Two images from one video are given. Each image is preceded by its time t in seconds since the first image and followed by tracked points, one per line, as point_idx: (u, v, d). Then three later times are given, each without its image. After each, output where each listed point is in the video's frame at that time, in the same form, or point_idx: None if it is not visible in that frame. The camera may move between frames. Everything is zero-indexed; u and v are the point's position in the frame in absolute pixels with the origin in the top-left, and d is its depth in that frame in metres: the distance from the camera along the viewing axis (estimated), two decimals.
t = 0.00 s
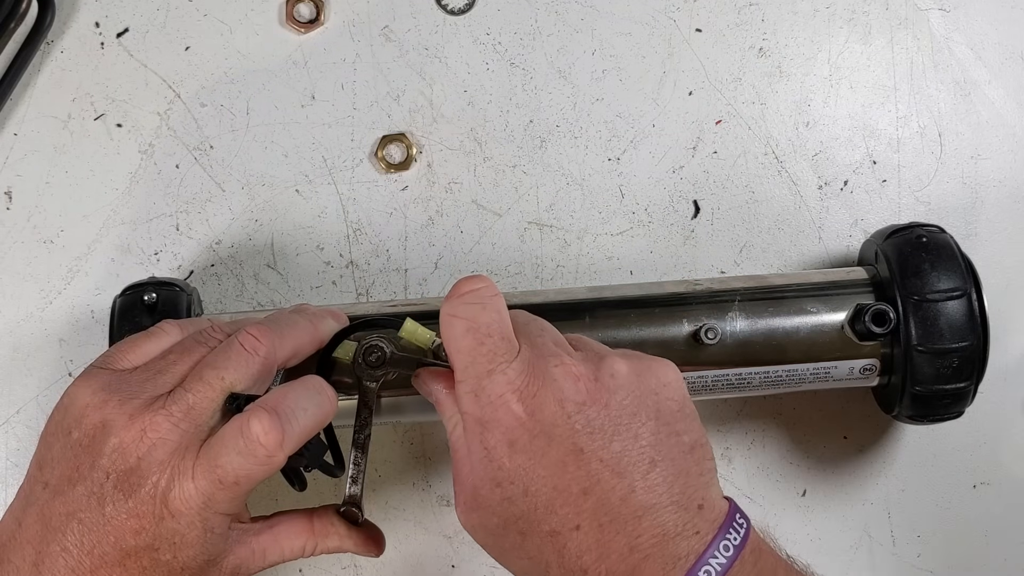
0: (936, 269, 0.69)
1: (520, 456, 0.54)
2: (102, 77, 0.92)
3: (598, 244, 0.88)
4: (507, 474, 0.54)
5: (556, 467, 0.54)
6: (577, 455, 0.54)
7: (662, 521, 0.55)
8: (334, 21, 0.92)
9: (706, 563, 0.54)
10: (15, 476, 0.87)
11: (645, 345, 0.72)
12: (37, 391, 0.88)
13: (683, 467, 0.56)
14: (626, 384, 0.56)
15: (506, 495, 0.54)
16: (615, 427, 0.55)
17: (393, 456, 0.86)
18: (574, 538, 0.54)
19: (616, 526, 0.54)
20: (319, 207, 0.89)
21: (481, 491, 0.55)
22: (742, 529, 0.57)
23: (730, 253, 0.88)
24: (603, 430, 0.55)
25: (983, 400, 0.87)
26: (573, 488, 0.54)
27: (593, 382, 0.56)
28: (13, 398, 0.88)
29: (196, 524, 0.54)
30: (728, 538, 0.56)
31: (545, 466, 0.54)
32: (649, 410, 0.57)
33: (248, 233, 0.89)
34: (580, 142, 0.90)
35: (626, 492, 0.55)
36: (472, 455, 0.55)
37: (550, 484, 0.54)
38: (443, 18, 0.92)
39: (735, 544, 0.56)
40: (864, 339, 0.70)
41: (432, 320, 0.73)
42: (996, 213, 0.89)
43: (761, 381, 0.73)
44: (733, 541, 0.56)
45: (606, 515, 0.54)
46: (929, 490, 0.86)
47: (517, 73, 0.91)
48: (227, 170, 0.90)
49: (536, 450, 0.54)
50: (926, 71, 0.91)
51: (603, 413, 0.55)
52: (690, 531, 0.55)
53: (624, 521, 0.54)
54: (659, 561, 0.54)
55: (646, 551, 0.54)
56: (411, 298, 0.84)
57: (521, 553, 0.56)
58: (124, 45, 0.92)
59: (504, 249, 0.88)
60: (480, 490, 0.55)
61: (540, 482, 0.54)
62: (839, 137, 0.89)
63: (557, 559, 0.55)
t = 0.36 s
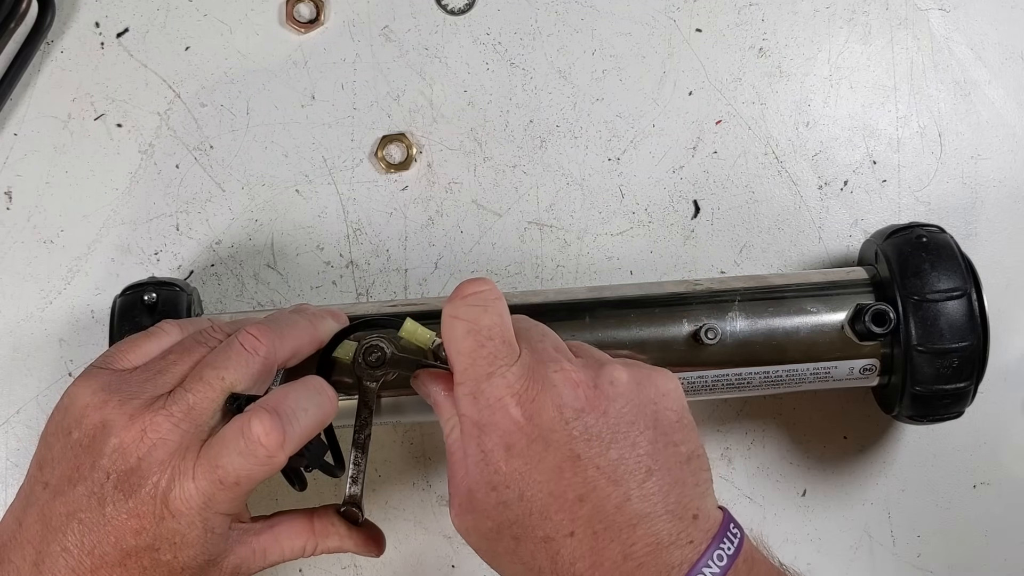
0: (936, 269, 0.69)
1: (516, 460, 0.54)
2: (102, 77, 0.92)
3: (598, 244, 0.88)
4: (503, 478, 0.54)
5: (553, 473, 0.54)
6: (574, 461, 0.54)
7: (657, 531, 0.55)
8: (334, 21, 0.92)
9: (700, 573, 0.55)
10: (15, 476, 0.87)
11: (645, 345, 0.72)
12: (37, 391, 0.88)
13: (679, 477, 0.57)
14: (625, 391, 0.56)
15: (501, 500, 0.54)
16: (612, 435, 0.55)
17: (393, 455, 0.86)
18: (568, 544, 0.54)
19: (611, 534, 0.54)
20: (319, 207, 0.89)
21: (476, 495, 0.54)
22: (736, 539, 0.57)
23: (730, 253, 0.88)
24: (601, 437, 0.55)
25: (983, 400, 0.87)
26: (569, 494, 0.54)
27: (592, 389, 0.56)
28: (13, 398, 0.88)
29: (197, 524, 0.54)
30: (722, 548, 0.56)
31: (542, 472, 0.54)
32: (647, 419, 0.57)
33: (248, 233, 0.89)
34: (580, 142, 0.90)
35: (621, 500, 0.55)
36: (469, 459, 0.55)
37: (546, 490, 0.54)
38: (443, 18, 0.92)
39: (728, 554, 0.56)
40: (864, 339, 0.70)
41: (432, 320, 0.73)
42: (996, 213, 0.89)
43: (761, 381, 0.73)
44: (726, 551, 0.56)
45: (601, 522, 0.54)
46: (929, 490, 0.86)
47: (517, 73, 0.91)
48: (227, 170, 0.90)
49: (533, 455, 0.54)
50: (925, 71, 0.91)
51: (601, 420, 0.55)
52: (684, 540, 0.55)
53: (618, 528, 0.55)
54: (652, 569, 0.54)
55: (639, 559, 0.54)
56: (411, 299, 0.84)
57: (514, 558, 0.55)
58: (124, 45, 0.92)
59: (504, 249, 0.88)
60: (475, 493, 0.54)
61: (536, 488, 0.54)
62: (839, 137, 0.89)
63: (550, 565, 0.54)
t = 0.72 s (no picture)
0: (936, 269, 0.69)
1: (511, 464, 0.54)
2: (102, 77, 0.92)
3: (598, 244, 0.88)
4: (497, 483, 0.54)
5: (548, 479, 0.54)
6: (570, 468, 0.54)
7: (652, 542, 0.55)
8: (334, 21, 0.92)
9: None
10: (15, 476, 0.87)
11: (645, 345, 0.72)
12: (37, 391, 0.88)
13: (675, 488, 0.56)
14: (623, 399, 0.56)
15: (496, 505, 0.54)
16: (609, 443, 0.55)
17: (393, 456, 0.86)
18: (560, 551, 0.54)
19: (604, 543, 0.54)
20: (319, 207, 0.89)
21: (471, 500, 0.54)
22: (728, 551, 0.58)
23: (730, 253, 0.88)
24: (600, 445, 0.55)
25: (983, 400, 0.87)
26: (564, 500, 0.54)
27: (590, 397, 0.56)
28: (14, 398, 0.88)
29: (197, 524, 0.54)
30: (714, 558, 0.57)
31: (536, 478, 0.54)
32: (644, 429, 0.57)
33: (248, 233, 0.89)
34: (580, 142, 0.90)
35: (616, 509, 0.55)
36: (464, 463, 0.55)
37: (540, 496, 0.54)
38: (443, 18, 0.92)
39: (721, 565, 0.57)
40: (864, 339, 0.70)
41: (433, 320, 0.73)
42: (996, 213, 0.89)
43: (761, 381, 0.73)
44: (719, 562, 0.57)
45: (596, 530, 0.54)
46: (929, 490, 0.86)
47: (517, 73, 0.91)
48: (227, 170, 0.90)
49: (530, 461, 0.54)
50: (926, 71, 0.91)
51: (599, 428, 0.55)
52: (677, 550, 0.55)
53: (612, 537, 0.54)
54: None
55: (631, 569, 0.54)
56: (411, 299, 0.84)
57: (506, 563, 0.55)
58: (124, 45, 0.92)
59: (504, 249, 0.88)
60: (469, 497, 0.55)
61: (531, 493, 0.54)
62: (839, 137, 0.89)
63: (542, 572, 0.54)
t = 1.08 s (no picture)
0: (936, 268, 0.69)
1: (508, 470, 0.54)
2: (102, 77, 0.92)
3: (598, 244, 0.88)
4: (493, 489, 0.54)
5: (545, 485, 0.54)
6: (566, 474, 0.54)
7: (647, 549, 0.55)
8: (334, 21, 0.92)
9: None
10: (15, 475, 0.87)
11: (645, 344, 0.72)
12: (37, 391, 0.88)
13: (673, 495, 0.56)
14: (621, 406, 0.56)
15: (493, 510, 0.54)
16: (608, 450, 0.55)
17: (393, 456, 0.86)
18: (558, 558, 0.54)
19: (602, 550, 0.54)
20: (319, 207, 0.89)
21: (468, 506, 0.55)
22: (725, 559, 0.58)
23: (730, 253, 0.88)
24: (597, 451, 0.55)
25: (983, 400, 0.87)
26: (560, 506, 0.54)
27: (589, 404, 0.55)
28: (13, 398, 0.88)
29: (198, 525, 0.54)
30: (713, 564, 0.57)
31: (534, 484, 0.54)
32: (643, 436, 0.56)
33: (248, 233, 0.89)
34: (580, 142, 0.90)
35: (614, 516, 0.54)
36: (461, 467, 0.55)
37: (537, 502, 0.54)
38: (443, 18, 0.92)
39: (719, 570, 0.58)
40: (864, 339, 0.70)
41: (433, 319, 0.73)
42: (996, 213, 0.89)
43: (761, 381, 0.73)
44: (717, 568, 0.57)
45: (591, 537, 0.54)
46: (929, 490, 0.86)
47: (517, 73, 0.91)
48: (227, 170, 0.90)
49: (525, 467, 0.54)
50: (926, 71, 0.91)
51: (597, 434, 0.55)
52: (675, 558, 0.56)
53: (610, 545, 0.54)
54: None
55: None
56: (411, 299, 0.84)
57: (504, 568, 0.55)
58: (123, 45, 0.92)
59: (504, 249, 0.88)
60: (467, 502, 0.55)
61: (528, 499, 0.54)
62: (839, 137, 0.89)
63: None
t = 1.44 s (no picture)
0: (936, 265, 0.69)
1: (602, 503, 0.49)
2: (102, 77, 0.92)
3: (598, 244, 0.88)
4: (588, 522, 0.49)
5: (638, 508, 0.49)
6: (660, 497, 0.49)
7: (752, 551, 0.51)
8: (334, 21, 0.92)
9: None
10: (15, 476, 0.87)
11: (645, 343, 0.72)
12: (37, 391, 0.88)
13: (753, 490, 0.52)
14: (688, 408, 0.52)
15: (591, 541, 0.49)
16: (689, 461, 0.51)
17: (393, 456, 0.86)
18: None
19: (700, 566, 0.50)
20: (319, 207, 0.89)
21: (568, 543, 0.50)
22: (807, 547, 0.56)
23: (730, 253, 0.88)
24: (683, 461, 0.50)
25: (983, 399, 0.87)
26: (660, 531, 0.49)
27: (661, 414, 0.51)
28: (13, 398, 0.88)
29: (192, 527, 0.54)
30: (797, 560, 0.54)
31: (625, 510, 0.49)
32: (716, 437, 0.52)
33: (248, 233, 0.89)
34: (580, 142, 0.90)
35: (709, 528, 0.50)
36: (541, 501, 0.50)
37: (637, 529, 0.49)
38: (443, 18, 0.92)
39: (805, 564, 0.54)
40: (865, 336, 0.70)
41: (433, 317, 0.73)
42: (996, 213, 0.89)
43: (762, 379, 0.73)
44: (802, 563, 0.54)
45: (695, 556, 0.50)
46: (930, 489, 0.86)
47: (517, 73, 0.91)
48: (227, 170, 0.90)
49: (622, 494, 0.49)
50: (925, 71, 0.91)
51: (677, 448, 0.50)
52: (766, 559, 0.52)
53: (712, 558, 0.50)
54: None
55: None
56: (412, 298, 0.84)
57: None
58: (123, 45, 0.92)
59: (504, 249, 0.88)
60: (556, 535, 0.50)
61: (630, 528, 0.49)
62: (839, 137, 0.89)
63: None
